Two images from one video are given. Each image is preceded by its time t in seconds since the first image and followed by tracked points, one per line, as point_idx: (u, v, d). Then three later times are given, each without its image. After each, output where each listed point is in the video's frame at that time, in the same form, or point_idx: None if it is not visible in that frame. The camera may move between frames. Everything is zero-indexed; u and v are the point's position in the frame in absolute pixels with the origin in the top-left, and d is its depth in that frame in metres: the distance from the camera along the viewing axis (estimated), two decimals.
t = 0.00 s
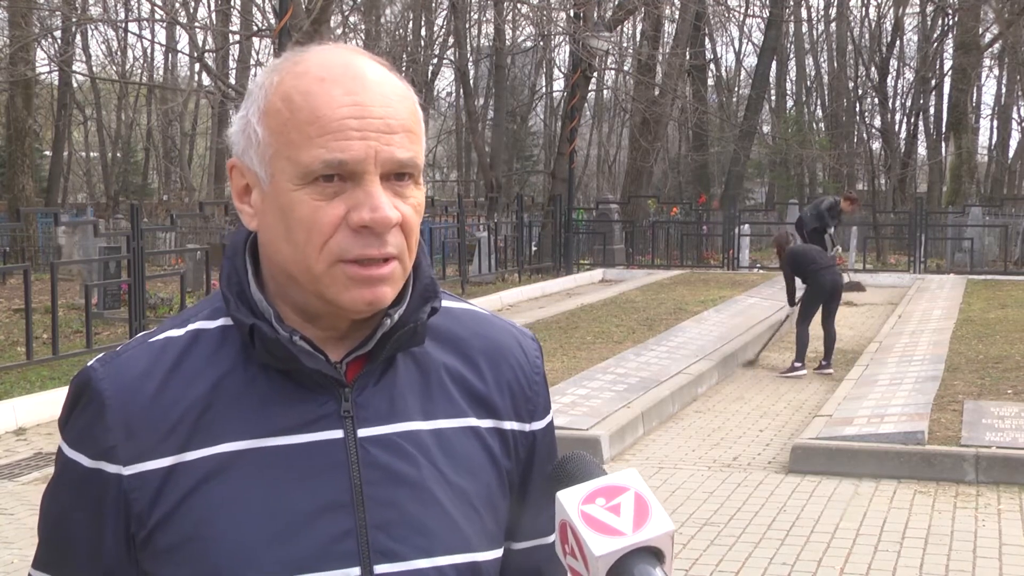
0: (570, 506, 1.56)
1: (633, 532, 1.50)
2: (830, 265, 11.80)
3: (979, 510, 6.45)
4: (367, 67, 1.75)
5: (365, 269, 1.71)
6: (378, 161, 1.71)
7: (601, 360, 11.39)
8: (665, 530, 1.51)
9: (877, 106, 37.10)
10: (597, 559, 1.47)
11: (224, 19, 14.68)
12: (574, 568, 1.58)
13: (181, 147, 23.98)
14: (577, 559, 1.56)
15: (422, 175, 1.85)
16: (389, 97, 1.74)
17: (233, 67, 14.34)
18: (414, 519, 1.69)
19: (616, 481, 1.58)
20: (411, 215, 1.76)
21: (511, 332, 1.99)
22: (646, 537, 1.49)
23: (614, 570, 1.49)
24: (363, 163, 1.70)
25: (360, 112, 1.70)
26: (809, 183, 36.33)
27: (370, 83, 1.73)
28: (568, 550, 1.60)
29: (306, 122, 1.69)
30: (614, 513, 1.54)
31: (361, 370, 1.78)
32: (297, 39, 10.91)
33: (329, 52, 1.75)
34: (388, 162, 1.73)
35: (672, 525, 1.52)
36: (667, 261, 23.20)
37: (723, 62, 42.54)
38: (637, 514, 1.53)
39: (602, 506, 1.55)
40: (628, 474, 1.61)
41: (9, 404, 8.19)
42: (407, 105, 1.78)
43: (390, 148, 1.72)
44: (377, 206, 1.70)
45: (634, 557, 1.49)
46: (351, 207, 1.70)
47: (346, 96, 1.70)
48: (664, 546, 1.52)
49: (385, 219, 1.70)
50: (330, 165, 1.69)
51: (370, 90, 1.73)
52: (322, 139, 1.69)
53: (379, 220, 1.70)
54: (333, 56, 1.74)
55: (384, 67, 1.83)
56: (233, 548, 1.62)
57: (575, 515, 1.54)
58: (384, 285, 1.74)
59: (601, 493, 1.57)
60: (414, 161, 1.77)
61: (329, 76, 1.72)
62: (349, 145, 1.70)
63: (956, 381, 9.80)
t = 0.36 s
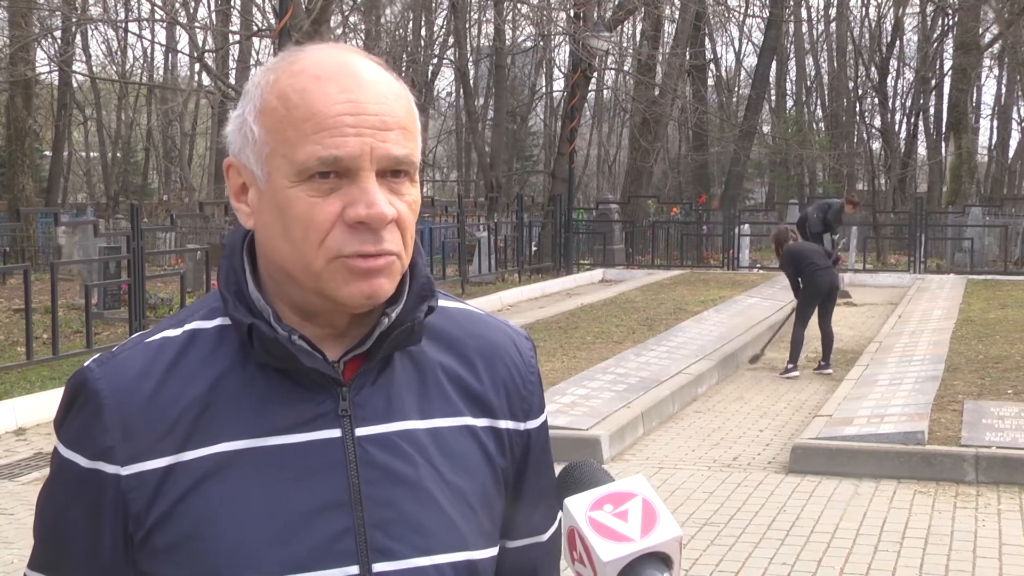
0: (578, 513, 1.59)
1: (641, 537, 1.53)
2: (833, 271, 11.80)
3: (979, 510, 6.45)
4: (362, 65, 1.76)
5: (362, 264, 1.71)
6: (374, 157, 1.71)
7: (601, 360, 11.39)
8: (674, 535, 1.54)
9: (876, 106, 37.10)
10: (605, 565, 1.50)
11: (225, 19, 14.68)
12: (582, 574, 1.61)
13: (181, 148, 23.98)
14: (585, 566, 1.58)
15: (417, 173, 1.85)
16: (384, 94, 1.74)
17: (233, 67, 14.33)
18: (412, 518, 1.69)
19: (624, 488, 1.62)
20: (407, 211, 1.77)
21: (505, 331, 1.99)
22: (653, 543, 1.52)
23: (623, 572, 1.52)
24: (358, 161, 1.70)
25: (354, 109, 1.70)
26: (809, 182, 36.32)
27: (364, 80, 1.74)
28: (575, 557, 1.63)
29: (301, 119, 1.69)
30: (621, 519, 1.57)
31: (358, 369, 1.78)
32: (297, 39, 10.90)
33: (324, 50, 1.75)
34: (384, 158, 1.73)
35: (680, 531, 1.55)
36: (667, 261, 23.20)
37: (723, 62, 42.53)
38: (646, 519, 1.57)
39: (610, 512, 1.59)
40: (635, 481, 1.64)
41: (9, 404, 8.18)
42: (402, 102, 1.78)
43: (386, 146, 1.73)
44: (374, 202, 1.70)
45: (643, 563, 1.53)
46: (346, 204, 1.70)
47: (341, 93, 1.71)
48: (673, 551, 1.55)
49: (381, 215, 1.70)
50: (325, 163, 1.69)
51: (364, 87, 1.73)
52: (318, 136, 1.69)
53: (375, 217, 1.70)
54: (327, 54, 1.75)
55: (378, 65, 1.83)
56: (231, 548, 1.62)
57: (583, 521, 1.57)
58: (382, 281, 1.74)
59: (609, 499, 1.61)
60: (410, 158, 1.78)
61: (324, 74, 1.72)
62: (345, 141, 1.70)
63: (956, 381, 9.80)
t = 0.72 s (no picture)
0: (582, 515, 1.59)
1: (645, 540, 1.53)
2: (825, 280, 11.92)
3: (979, 510, 6.45)
4: (353, 66, 1.75)
5: (356, 266, 1.71)
6: (367, 157, 1.71)
7: (601, 360, 11.39)
8: (677, 537, 1.54)
9: (877, 106, 37.09)
10: (610, 566, 1.50)
11: (225, 19, 14.68)
12: None
13: (182, 147, 23.98)
14: (589, 566, 1.58)
15: (410, 170, 1.84)
16: (375, 93, 1.74)
17: (233, 67, 14.32)
18: (410, 519, 1.69)
19: (629, 490, 1.61)
20: (401, 210, 1.76)
21: (499, 330, 1.99)
22: (658, 545, 1.52)
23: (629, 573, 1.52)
24: (352, 160, 1.70)
25: (347, 109, 1.70)
26: (809, 182, 36.30)
27: (355, 79, 1.73)
28: (579, 558, 1.63)
29: (294, 122, 1.69)
30: (626, 521, 1.57)
31: (354, 370, 1.77)
32: (297, 39, 10.89)
33: (313, 51, 1.75)
34: (377, 158, 1.72)
35: (684, 533, 1.54)
36: (667, 261, 23.19)
37: (723, 62, 42.52)
38: (649, 522, 1.56)
39: (614, 514, 1.59)
40: (640, 484, 1.64)
41: (9, 404, 8.18)
42: (394, 101, 1.78)
43: (378, 145, 1.72)
44: (368, 202, 1.70)
45: (648, 565, 1.52)
46: (341, 204, 1.70)
47: (333, 93, 1.70)
48: (676, 554, 1.55)
49: (377, 215, 1.70)
50: (319, 163, 1.69)
51: (356, 87, 1.73)
52: (311, 137, 1.69)
53: (370, 216, 1.69)
54: (318, 54, 1.74)
55: (370, 64, 1.83)
56: (228, 552, 1.61)
57: (588, 523, 1.58)
58: (379, 281, 1.73)
59: (613, 502, 1.61)
60: (403, 157, 1.77)
61: (314, 74, 1.71)
62: (338, 142, 1.69)
63: (957, 381, 9.79)
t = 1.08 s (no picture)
0: (574, 515, 1.59)
1: (637, 540, 1.53)
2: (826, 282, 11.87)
3: (980, 510, 6.44)
4: (348, 67, 1.75)
5: (352, 270, 1.70)
6: (362, 161, 1.71)
7: (601, 360, 11.38)
8: (669, 537, 1.54)
9: (877, 106, 37.09)
10: (600, 566, 1.50)
11: (225, 19, 14.68)
12: None
13: (182, 147, 23.97)
14: (580, 568, 1.58)
15: (405, 175, 1.84)
16: (370, 97, 1.74)
17: (233, 67, 14.32)
18: (407, 522, 1.68)
19: (620, 490, 1.61)
20: (396, 215, 1.75)
21: (498, 330, 1.99)
22: (649, 545, 1.52)
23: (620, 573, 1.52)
24: (346, 164, 1.70)
25: (341, 113, 1.70)
26: (810, 182, 36.29)
27: (349, 82, 1.73)
28: (569, 559, 1.63)
29: (288, 125, 1.69)
30: (617, 521, 1.56)
31: (350, 372, 1.77)
32: (297, 39, 10.88)
33: (309, 53, 1.74)
34: (372, 162, 1.72)
35: (676, 533, 1.54)
36: (667, 261, 23.19)
37: (723, 62, 42.51)
38: (640, 523, 1.56)
39: (605, 514, 1.58)
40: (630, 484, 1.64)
41: (9, 404, 8.18)
42: (390, 104, 1.77)
43: (373, 149, 1.72)
44: (363, 206, 1.69)
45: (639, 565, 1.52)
46: (337, 209, 1.70)
47: (327, 96, 1.70)
48: (668, 554, 1.55)
49: (371, 219, 1.69)
50: (314, 168, 1.68)
51: (351, 90, 1.72)
52: (305, 141, 1.68)
53: (365, 221, 1.69)
54: (314, 56, 1.74)
55: (364, 66, 1.82)
56: (225, 552, 1.61)
57: (579, 523, 1.57)
58: (374, 284, 1.73)
59: (604, 502, 1.60)
60: (398, 161, 1.77)
61: (310, 77, 1.71)
62: (333, 146, 1.69)
63: (957, 381, 9.78)
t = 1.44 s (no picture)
0: (555, 524, 1.57)
1: (617, 549, 1.51)
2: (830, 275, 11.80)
3: (980, 510, 6.44)
4: (342, 67, 1.75)
5: (344, 271, 1.70)
6: (355, 162, 1.71)
7: (601, 360, 11.38)
8: (651, 546, 1.52)
9: (877, 106, 37.09)
10: None
11: (224, 19, 14.69)
12: None
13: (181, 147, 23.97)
14: None
15: (401, 176, 1.84)
16: (365, 96, 1.74)
17: (233, 67, 14.33)
18: (401, 523, 1.68)
19: (601, 499, 1.60)
20: (389, 216, 1.75)
21: (497, 329, 1.98)
22: (630, 554, 1.51)
23: None
24: (339, 166, 1.70)
25: (334, 114, 1.70)
26: (810, 182, 36.29)
27: (344, 83, 1.73)
28: (551, 568, 1.62)
29: (281, 127, 1.69)
30: (599, 531, 1.55)
31: (345, 372, 1.77)
32: (297, 39, 10.88)
33: (303, 53, 1.74)
34: (365, 163, 1.72)
35: (658, 542, 1.53)
36: (667, 261, 23.19)
37: (723, 62, 42.52)
38: (621, 532, 1.55)
39: (586, 524, 1.57)
40: (612, 493, 1.63)
41: (9, 404, 8.18)
42: (384, 105, 1.78)
43: (367, 149, 1.72)
44: (356, 208, 1.69)
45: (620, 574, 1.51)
46: (329, 211, 1.70)
47: (321, 97, 1.70)
48: (649, 562, 1.53)
49: (364, 221, 1.69)
50: (306, 169, 1.68)
51: (346, 91, 1.72)
52: (298, 142, 1.69)
53: (357, 223, 1.69)
54: (309, 56, 1.74)
55: (360, 66, 1.82)
56: (222, 553, 1.61)
57: (559, 533, 1.55)
58: (366, 285, 1.73)
59: (586, 511, 1.59)
60: (393, 161, 1.76)
61: (305, 77, 1.71)
62: (325, 147, 1.69)
63: (957, 381, 9.78)
